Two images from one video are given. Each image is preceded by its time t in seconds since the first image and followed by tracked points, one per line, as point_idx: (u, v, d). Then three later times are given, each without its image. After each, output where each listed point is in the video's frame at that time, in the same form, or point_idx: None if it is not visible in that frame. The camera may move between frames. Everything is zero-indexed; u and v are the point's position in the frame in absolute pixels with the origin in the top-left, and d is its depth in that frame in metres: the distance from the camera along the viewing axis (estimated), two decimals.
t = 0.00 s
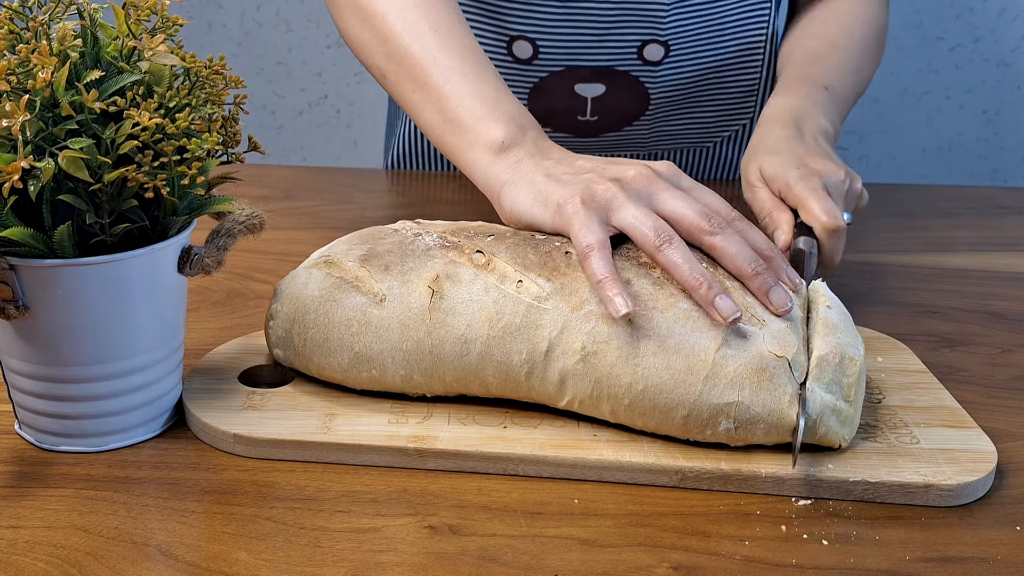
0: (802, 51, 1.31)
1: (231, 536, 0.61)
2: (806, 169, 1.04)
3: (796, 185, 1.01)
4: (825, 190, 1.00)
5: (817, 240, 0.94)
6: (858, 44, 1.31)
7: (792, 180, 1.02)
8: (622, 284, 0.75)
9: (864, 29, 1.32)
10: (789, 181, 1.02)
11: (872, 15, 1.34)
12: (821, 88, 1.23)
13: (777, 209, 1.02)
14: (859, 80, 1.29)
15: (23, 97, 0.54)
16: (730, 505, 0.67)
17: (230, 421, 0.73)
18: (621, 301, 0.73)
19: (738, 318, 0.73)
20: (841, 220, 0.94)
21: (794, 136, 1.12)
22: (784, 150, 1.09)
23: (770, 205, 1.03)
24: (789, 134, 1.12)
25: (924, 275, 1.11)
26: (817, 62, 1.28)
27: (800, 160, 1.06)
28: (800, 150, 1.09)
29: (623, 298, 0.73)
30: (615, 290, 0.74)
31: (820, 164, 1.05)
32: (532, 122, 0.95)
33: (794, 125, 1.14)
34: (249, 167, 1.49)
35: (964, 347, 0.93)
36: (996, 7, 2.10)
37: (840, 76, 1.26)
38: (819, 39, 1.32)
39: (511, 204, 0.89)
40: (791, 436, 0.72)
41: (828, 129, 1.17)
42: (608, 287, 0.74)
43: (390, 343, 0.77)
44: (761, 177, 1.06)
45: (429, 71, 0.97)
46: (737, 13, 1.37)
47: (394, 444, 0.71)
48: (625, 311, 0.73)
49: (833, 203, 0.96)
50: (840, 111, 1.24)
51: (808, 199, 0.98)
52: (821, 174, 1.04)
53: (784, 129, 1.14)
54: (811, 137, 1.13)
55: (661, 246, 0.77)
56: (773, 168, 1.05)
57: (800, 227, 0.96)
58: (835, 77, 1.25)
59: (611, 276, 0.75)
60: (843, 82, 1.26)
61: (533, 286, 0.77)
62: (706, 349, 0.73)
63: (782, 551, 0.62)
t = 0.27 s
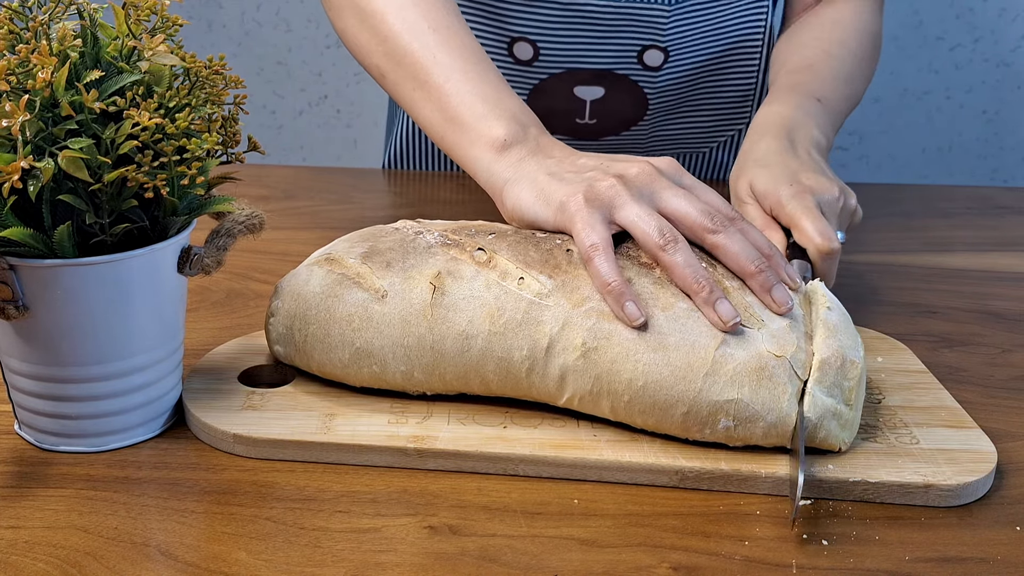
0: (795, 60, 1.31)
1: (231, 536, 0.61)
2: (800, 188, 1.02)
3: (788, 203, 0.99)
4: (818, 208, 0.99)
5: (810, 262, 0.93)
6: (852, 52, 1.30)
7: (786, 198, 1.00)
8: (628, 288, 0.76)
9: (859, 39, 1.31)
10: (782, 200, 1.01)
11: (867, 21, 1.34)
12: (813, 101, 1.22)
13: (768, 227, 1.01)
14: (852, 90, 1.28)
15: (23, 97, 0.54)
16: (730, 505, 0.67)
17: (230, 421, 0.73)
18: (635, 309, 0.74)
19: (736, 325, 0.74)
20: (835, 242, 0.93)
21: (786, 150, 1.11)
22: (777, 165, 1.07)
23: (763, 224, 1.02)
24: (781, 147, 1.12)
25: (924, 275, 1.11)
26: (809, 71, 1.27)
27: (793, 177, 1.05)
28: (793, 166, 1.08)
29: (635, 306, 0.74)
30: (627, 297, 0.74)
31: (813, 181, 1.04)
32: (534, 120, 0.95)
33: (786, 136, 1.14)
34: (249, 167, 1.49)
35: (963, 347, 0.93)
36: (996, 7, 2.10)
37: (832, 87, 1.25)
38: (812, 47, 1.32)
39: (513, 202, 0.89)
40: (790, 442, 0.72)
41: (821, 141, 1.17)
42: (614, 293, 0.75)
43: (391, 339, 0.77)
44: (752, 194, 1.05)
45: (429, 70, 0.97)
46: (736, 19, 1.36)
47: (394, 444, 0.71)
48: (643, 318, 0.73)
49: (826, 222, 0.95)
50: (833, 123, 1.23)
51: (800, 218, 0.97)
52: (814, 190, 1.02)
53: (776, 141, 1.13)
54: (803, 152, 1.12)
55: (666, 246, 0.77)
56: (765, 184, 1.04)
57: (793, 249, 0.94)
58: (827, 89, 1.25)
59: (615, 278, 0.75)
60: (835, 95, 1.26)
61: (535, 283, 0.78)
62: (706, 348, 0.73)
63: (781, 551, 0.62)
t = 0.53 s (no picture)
0: (796, 50, 1.33)
1: (231, 536, 0.61)
2: (797, 171, 1.04)
3: (787, 185, 1.02)
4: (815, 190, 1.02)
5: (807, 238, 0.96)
6: (853, 40, 1.32)
7: (783, 181, 1.03)
8: (628, 290, 0.76)
9: (860, 27, 1.33)
10: (780, 181, 1.03)
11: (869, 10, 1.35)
12: (813, 90, 1.24)
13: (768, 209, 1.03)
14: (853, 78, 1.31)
15: (23, 97, 0.54)
16: (730, 505, 0.67)
17: (230, 421, 0.73)
18: (634, 312, 0.74)
19: (737, 327, 0.73)
20: (831, 220, 0.96)
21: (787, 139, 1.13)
22: (776, 153, 1.09)
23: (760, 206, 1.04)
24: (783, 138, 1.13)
25: (924, 275, 1.11)
26: (811, 62, 1.29)
27: (790, 162, 1.07)
28: (792, 153, 1.10)
29: (635, 308, 0.74)
30: (627, 299, 0.74)
31: (811, 166, 1.06)
32: (536, 119, 0.96)
33: (787, 128, 1.16)
34: (249, 167, 1.49)
35: (963, 347, 0.93)
36: (997, 7, 2.10)
37: (833, 76, 1.28)
38: (813, 37, 1.34)
39: (514, 202, 0.88)
40: (792, 441, 0.72)
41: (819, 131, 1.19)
42: (614, 295, 0.75)
43: (393, 338, 0.77)
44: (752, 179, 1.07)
45: (430, 68, 0.97)
46: (735, 18, 1.36)
47: (394, 444, 0.71)
48: (640, 321, 0.74)
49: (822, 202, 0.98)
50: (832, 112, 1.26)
51: (799, 198, 0.99)
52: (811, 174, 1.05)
53: (777, 130, 1.15)
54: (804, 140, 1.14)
55: (666, 249, 0.77)
56: (764, 169, 1.06)
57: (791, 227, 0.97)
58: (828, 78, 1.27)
59: (615, 280, 0.75)
60: (835, 83, 1.28)
61: (536, 283, 0.78)
62: (708, 347, 0.73)
63: (781, 551, 0.62)
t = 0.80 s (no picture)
0: (792, 63, 1.31)
1: (231, 536, 0.61)
2: (796, 190, 1.03)
3: (785, 205, 1.00)
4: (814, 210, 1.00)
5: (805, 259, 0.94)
6: (846, 53, 1.31)
7: (782, 201, 1.01)
8: (625, 295, 0.75)
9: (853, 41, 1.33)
10: (779, 201, 1.02)
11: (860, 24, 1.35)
12: (809, 103, 1.23)
13: (766, 229, 1.02)
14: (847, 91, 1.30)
15: (23, 97, 0.54)
16: (730, 505, 0.67)
17: (230, 421, 0.73)
18: (627, 317, 0.73)
19: (736, 331, 0.73)
20: (831, 241, 0.94)
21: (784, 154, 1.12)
22: (774, 170, 1.08)
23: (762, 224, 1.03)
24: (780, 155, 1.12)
25: (924, 275, 1.11)
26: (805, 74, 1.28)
27: (789, 180, 1.05)
28: (790, 170, 1.08)
29: (628, 313, 0.74)
30: (620, 304, 0.74)
31: (809, 184, 1.05)
32: (536, 123, 0.96)
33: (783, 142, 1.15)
34: (249, 167, 1.49)
35: (963, 347, 0.93)
36: (996, 7, 2.10)
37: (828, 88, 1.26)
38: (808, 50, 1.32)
39: (513, 206, 0.88)
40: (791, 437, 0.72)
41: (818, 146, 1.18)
42: (610, 300, 0.75)
43: (392, 343, 0.77)
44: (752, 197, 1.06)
45: (431, 71, 0.97)
46: (734, 22, 1.37)
47: (394, 444, 0.71)
48: (634, 326, 0.73)
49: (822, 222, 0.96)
50: (829, 126, 1.24)
51: (797, 219, 0.98)
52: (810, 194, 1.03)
53: (773, 145, 1.14)
54: (800, 156, 1.13)
55: (661, 254, 0.77)
56: (762, 187, 1.05)
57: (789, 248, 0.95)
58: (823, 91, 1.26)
59: (611, 285, 0.75)
60: (831, 95, 1.27)
61: (535, 287, 0.78)
62: (708, 351, 0.73)
63: (781, 551, 0.62)
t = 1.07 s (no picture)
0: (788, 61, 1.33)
1: (230, 536, 0.61)
2: (791, 182, 1.05)
3: (779, 196, 1.02)
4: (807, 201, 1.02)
5: (801, 249, 0.95)
6: (843, 52, 1.33)
7: (777, 193, 1.03)
8: (629, 294, 0.75)
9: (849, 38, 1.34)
10: (774, 193, 1.03)
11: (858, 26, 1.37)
12: (804, 99, 1.25)
13: (760, 218, 1.03)
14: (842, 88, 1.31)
15: (22, 97, 0.54)
16: (730, 505, 0.67)
17: (229, 421, 0.73)
18: (634, 318, 0.74)
19: (735, 334, 0.73)
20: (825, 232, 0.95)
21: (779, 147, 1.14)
22: (769, 162, 1.10)
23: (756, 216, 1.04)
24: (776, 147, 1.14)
25: (923, 275, 1.11)
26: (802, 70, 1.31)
27: (784, 172, 1.07)
28: (785, 162, 1.10)
29: (634, 314, 0.74)
30: (626, 306, 0.74)
31: (802, 176, 1.07)
32: (535, 116, 0.95)
33: (780, 136, 1.16)
34: (249, 167, 1.49)
35: (963, 347, 0.93)
36: (996, 7, 2.09)
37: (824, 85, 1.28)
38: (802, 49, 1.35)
39: (514, 202, 0.88)
40: (793, 442, 0.71)
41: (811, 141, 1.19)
42: (613, 300, 0.74)
43: (392, 340, 0.77)
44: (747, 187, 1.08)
45: (428, 69, 0.97)
46: (729, 26, 1.37)
47: (393, 444, 0.71)
48: (641, 327, 0.73)
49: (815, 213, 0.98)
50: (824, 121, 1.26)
51: (791, 209, 0.99)
52: (803, 185, 1.05)
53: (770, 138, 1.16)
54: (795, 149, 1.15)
55: (666, 254, 0.77)
56: (757, 179, 1.07)
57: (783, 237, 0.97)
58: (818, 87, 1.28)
59: (615, 285, 0.75)
60: (827, 94, 1.29)
61: (536, 286, 0.77)
62: (707, 351, 0.73)
63: (781, 551, 0.62)
